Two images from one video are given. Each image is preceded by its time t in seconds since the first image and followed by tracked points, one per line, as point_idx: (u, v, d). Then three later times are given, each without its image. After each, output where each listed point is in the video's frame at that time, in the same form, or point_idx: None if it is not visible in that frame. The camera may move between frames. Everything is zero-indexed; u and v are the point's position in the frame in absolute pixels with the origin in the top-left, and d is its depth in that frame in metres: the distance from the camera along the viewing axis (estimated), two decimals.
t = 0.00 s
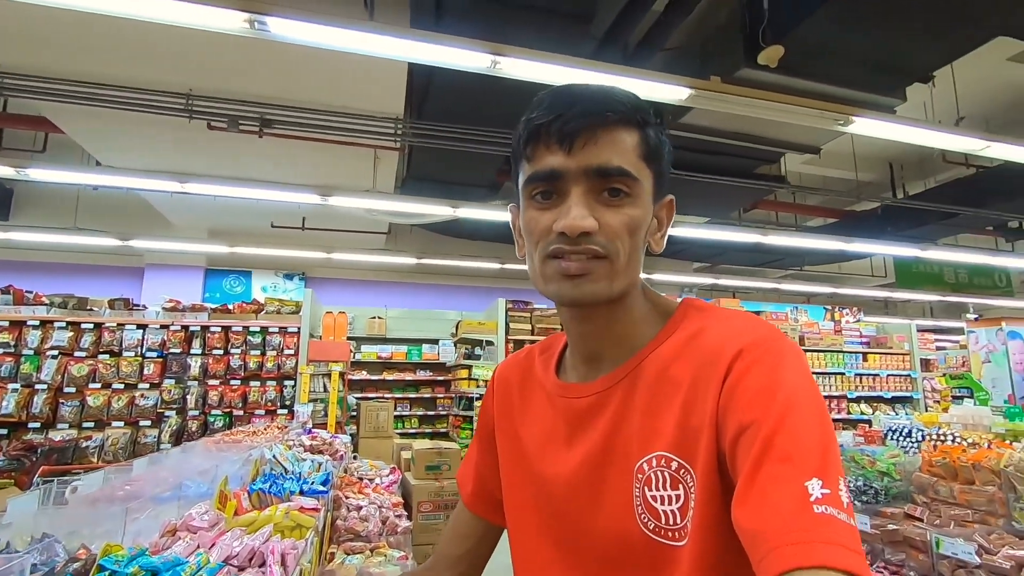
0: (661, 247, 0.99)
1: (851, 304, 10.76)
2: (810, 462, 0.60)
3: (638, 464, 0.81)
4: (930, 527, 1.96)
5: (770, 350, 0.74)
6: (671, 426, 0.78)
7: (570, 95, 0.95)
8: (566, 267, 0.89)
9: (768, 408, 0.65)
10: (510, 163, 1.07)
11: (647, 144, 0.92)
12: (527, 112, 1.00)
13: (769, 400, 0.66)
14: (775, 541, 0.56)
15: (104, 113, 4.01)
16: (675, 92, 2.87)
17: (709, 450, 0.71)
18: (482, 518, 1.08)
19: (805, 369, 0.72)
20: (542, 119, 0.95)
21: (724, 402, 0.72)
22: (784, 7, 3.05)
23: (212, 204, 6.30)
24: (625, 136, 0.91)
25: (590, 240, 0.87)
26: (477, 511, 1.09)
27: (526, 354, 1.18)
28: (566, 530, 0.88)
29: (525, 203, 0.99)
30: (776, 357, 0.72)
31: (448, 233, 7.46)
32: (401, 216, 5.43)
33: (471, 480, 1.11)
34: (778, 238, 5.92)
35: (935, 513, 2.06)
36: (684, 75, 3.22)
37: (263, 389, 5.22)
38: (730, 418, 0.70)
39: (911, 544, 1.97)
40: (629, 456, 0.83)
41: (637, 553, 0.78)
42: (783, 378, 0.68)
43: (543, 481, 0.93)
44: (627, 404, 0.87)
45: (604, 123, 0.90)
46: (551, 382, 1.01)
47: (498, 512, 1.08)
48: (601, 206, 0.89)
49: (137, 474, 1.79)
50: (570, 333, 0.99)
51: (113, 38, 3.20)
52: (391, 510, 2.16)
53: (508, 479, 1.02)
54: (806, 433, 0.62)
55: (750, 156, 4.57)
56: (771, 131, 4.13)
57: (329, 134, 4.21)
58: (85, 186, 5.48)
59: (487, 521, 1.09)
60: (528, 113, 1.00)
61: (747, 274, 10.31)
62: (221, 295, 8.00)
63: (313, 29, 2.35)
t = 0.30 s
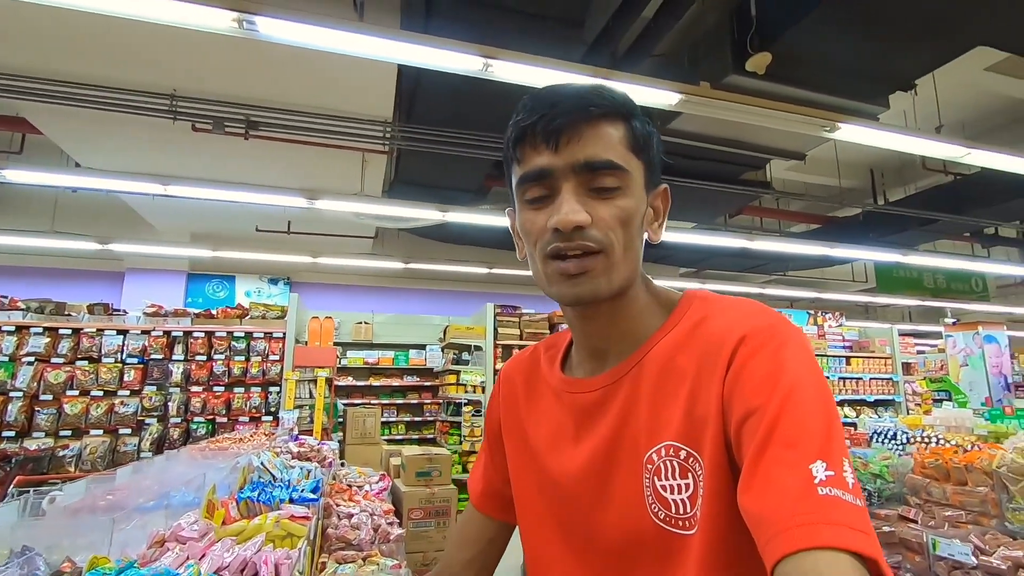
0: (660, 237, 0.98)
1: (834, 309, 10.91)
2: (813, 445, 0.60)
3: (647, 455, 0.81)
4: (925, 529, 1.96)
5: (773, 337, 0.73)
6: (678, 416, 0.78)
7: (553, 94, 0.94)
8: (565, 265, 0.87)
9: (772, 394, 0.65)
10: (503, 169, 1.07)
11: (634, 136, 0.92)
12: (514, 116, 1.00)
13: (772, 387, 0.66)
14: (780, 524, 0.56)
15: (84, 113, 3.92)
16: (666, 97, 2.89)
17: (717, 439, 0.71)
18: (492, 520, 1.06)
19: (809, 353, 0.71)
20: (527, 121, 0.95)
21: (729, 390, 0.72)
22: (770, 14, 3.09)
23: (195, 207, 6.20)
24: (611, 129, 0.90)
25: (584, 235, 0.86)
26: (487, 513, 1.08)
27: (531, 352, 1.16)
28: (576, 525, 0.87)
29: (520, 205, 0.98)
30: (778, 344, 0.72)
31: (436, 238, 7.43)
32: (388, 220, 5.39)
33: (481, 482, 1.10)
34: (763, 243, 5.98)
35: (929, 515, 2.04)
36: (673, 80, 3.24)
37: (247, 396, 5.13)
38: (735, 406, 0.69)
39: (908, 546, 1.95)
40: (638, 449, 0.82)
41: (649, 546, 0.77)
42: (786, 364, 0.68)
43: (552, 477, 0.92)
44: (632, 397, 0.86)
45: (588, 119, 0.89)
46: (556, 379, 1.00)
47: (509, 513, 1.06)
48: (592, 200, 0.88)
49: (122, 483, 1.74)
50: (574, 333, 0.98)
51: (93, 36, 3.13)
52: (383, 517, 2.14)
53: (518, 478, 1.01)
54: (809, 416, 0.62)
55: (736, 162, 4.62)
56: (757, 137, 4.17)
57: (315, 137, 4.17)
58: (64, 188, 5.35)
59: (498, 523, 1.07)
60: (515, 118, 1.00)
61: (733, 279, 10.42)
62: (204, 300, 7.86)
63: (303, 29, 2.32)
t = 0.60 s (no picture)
0: (678, 251, 0.93)
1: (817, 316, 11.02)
2: (834, 463, 0.56)
3: (661, 469, 0.75)
4: (933, 543, 1.92)
5: (795, 352, 0.69)
6: (694, 430, 0.73)
7: (573, 106, 0.90)
8: (586, 279, 0.83)
9: (793, 411, 0.61)
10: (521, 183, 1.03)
11: (654, 149, 0.88)
12: (533, 129, 0.96)
13: (793, 403, 0.62)
14: (800, 543, 0.53)
15: (61, 108, 3.79)
16: (661, 101, 2.87)
17: (733, 455, 0.66)
18: (502, 538, 1.00)
19: (832, 371, 0.67)
20: (547, 134, 0.91)
21: (748, 405, 0.67)
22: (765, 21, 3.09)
23: (176, 206, 6.05)
24: (632, 142, 0.86)
25: (606, 248, 0.81)
26: (496, 530, 1.02)
27: (541, 366, 1.11)
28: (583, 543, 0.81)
29: (538, 216, 0.94)
30: (800, 359, 0.68)
31: (423, 241, 7.35)
32: (376, 223, 5.30)
33: (491, 497, 1.04)
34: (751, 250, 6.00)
35: (935, 528, 2.02)
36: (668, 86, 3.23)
37: (227, 401, 4.99)
38: (754, 421, 0.65)
39: (915, 561, 1.91)
40: (650, 464, 0.77)
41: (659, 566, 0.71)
42: (808, 381, 0.64)
43: (559, 493, 0.87)
44: (646, 411, 0.81)
45: (609, 132, 0.85)
46: (568, 391, 0.94)
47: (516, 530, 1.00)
48: (613, 213, 0.84)
49: (94, 497, 1.64)
50: (592, 348, 0.93)
51: (73, 26, 3.02)
52: (372, 531, 2.09)
53: (524, 492, 0.95)
54: (831, 435, 0.58)
55: (727, 170, 4.62)
56: (749, 144, 4.17)
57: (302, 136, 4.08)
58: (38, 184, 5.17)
59: (506, 542, 1.00)
60: (534, 130, 0.95)
61: (718, 286, 10.48)
62: (183, 301, 7.68)
63: (293, 24, 2.24)
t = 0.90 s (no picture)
0: (678, 254, 0.89)
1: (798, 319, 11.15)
2: (838, 471, 0.53)
3: (661, 475, 0.71)
4: (931, 550, 1.92)
5: (799, 356, 0.65)
6: (695, 435, 0.68)
7: (570, 113, 0.86)
8: (585, 284, 0.79)
9: (796, 416, 0.58)
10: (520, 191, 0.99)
11: (651, 154, 0.84)
12: (530, 139, 0.92)
13: (797, 409, 0.58)
14: (804, 552, 0.49)
15: (35, 94, 3.65)
16: (656, 100, 2.84)
17: (734, 460, 0.62)
18: (503, 549, 0.96)
19: (837, 376, 0.63)
20: (545, 141, 0.87)
21: (750, 410, 0.63)
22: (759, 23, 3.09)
23: (155, 199, 5.89)
24: (629, 147, 0.82)
25: (606, 253, 0.78)
26: (497, 540, 0.97)
27: (541, 373, 1.06)
28: (579, 550, 0.77)
29: (538, 222, 0.90)
30: (804, 364, 0.64)
31: (409, 239, 7.26)
32: (361, 219, 5.22)
33: (493, 507, 1.00)
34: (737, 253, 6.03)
35: (931, 534, 2.01)
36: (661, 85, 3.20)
37: (206, 399, 4.89)
38: (756, 427, 0.61)
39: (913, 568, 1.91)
40: (650, 469, 0.73)
41: None
42: (812, 386, 0.60)
43: (557, 501, 0.82)
44: (647, 417, 0.76)
45: (606, 137, 0.82)
46: (568, 396, 0.90)
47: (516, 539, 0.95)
48: (612, 219, 0.80)
49: (61, 502, 1.54)
50: (592, 354, 0.89)
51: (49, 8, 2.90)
52: (357, 536, 2.05)
53: (522, 500, 0.90)
54: (834, 442, 0.55)
55: (716, 172, 4.62)
56: (738, 147, 4.18)
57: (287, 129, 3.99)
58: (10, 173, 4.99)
59: (508, 553, 0.96)
60: (531, 139, 0.92)
61: (703, 288, 10.55)
62: (161, 297, 7.50)
63: (281, 11, 2.16)
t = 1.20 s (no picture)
0: (649, 260, 0.87)
1: (787, 320, 11.22)
2: (804, 471, 0.53)
3: (628, 474, 0.69)
4: (920, 552, 1.92)
5: (767, 358, 0.65)
6: (664, 436, 0.67)
7: (541, 118, 0.85)
8: (557, 291, 0.77)
9: (764, 417, 0.58)
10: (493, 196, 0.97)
11: (623, 161, 0.82)
12: (502, 144, 0.90)
13: (764, 410, 0.58)
14: (773, 553, 0.49)
15: (17, 84, 3.58)
16: (648, 99, 2.82)
17: (704, 461, 0.61)
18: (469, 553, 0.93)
19: (802, 378, 0.63)
20: (516, 147, 0.85)
21: (719, 411, 0.62)
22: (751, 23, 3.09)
23: (141, 193, 5.81)
24: (600, 154, 0.80)
25: (577, 260, 0.76)
26: (466, 545, 0.94)
27: (511, 375, 1.03)
28: (544, 554, 0.74)
29: (509, 226, 0.88)
30: (771, 365, 0.63)
31: (400, 236, 7.22)
32: (351, 216, 5.17)
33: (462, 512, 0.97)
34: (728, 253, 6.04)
35: (919, 537, 2.02)
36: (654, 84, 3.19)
37: (192, 397, 4.82)
38: (725, 427, 0.61)
39: (902, 570, 1.90)
40: (619, 470, 0.71)
41: None
42: (778, 388, 0.60)
43: (524, 503, 0.80)
44: (616, 418, 0.75)
45: (576, 144, 0.80)
46: (536, 397, 0.88)
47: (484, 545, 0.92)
48: (583, 225, 0.78)
49: (35, 502, 1.50)
50: (563, 360, 0.87)
51: None
52: (343, 536, 2.03)
53: (488, 502, 0.87)
54: (799, 442, 0.55)
55: (707, 172, 4.63)
56: (729, 147, 4.18)
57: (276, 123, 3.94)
58: None
59: (475, 557, 0.93)
60: (503, 144, 0.90)
61: (694, 288, 10.58)
62: (148, 292, 7.41)
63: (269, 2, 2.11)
